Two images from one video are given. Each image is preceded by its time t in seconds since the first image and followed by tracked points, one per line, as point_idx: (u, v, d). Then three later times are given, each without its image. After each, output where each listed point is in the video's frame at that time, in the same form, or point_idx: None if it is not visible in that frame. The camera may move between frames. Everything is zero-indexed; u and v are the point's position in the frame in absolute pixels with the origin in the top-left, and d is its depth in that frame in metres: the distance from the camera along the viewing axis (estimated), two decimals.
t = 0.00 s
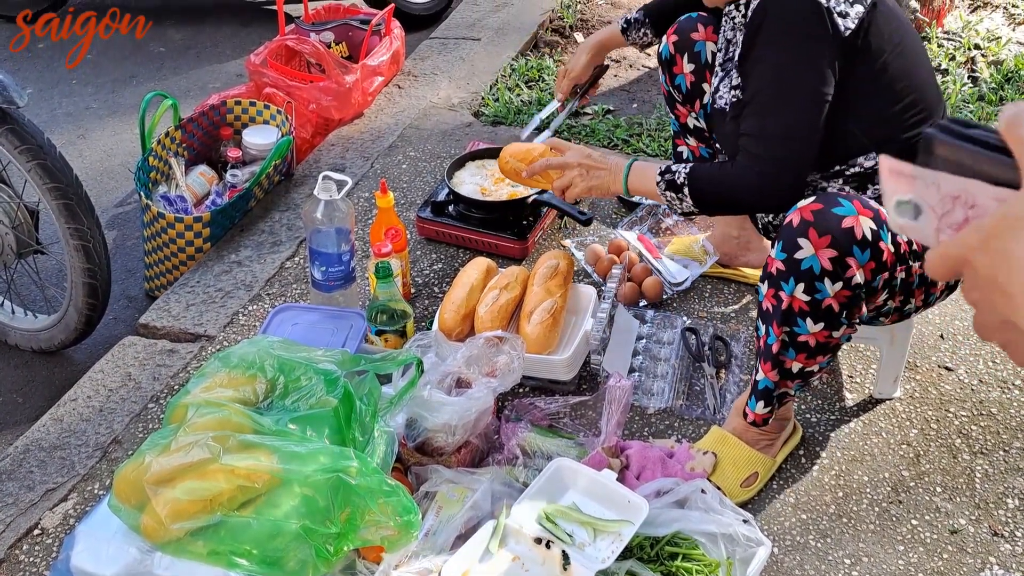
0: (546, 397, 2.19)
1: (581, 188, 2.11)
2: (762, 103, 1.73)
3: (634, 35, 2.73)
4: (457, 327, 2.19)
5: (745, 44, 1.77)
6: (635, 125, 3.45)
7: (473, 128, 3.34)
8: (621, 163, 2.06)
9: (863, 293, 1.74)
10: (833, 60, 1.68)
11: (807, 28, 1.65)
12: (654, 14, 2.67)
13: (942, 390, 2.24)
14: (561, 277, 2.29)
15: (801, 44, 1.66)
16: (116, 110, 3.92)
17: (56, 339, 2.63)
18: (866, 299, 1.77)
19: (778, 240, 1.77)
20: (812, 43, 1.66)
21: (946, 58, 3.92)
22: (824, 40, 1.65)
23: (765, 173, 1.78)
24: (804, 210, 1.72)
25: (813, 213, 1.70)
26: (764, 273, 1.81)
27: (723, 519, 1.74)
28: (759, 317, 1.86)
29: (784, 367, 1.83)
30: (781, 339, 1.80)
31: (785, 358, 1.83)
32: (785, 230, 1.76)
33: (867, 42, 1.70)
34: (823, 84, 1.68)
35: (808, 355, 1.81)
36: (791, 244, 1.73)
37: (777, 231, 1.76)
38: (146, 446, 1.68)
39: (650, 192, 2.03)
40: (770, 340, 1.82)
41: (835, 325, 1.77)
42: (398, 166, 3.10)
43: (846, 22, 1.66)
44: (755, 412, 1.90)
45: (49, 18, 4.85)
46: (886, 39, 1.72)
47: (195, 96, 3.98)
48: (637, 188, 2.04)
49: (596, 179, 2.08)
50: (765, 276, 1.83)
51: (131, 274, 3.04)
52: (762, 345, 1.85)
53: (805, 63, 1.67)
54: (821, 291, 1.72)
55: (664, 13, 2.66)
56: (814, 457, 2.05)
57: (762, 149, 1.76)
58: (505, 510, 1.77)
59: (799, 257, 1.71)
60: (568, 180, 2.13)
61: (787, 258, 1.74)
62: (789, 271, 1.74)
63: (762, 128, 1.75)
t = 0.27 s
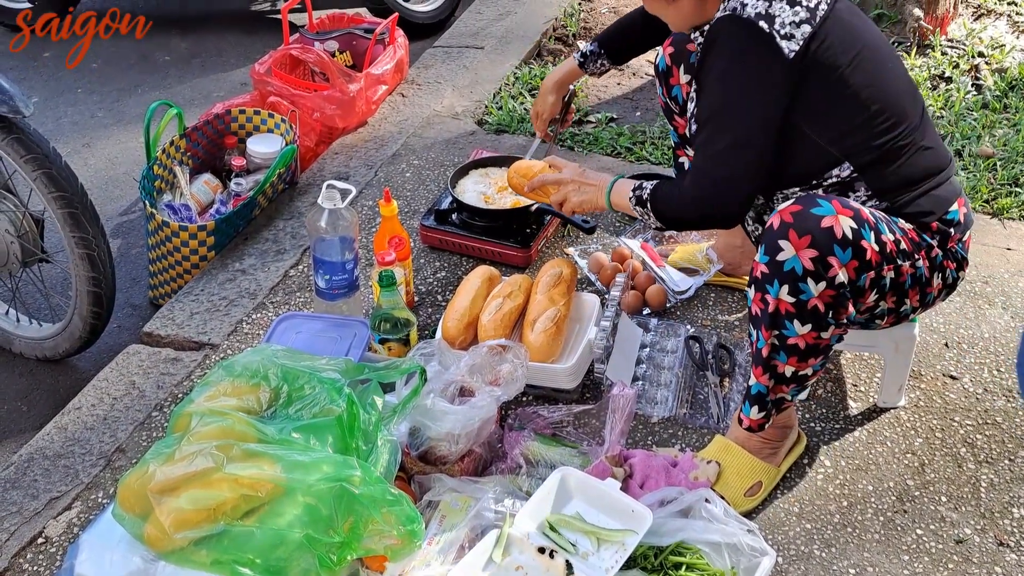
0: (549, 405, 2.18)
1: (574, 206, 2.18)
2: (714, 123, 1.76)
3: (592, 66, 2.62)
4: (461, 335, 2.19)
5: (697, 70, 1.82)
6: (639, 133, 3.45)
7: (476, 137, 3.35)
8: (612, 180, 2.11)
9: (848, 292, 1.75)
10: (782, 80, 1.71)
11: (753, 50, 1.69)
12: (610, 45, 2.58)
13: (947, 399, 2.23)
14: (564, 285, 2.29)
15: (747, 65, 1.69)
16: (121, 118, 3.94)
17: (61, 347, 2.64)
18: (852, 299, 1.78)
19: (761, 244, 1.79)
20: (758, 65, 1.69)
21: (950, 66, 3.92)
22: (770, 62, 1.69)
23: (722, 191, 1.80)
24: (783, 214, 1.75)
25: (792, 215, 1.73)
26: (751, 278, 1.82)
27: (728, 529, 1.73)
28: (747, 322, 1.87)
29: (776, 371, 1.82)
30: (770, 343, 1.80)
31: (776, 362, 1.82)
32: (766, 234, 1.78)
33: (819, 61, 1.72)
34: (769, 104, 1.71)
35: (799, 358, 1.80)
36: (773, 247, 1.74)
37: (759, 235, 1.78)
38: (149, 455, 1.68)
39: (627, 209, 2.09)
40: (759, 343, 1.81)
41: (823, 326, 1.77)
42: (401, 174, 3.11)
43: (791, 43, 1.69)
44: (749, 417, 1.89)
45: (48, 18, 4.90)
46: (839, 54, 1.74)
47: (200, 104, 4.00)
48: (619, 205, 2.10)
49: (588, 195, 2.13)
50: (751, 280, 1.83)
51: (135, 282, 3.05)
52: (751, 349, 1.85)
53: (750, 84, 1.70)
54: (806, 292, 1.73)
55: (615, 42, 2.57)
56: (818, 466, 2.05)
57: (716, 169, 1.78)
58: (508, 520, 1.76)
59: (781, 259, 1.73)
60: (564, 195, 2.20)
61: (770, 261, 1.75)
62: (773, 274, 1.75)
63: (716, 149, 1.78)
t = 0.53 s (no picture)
0: (552, 411, 2.18)
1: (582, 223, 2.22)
2: (701, 138, 1.83)
3: (601, 81, 2.61)
4: (464, 341, 2.19)
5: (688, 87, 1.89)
6: (643, 140, 3.46)
7: (480, 142, 3.36)
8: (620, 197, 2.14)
9: (842, 296, 1.75)
10: (765, 95, 1.76)
11: (736, 67, 1.75)
12: (623, 61, 2.56)
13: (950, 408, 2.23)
14: (567, 292, 2.29)
15: (730, 84, 1.76)
16: (126, 122, 3.95)
17: (64, 350, 2.64)
18: (847, 303, 1.77)
19: (754, 248, 1.79)
20: (742, 81, 1.75)
21: (955, 74, 3.93)
22: (753, 78, 1.75)
23: (712, 203, 1.86)
24: (775, 218, 1.75)
25: (784, 219, 1.73)
26: (745, 282, 1.82)
27: (730, 537, 1.73)
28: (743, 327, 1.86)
29: (771, 375, 1.82)
30: (764, 348, 1.79)
31: (772, 366, 1.81)
32: (758, 239, 1.78)
33: (804, 75, 1.77)
34: (754, 121, 1.77)
35: (795, 363, 1.80)
36: (765, 251, 1.75)
37: (753, 240, 1.78)
38: (152, 459, 1.68)
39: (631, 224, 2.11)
40: (753, 348, 1.81)
41: (817, 330, 1.76)
42: (405, 179, 3.11)
43: (773, 61, 1.75)
44: (739, 419, 1.87)
45: (48, 17, 4.93)
46: (825, 68, 1.78)
47: (204, 108, 4.01)
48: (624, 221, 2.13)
49: (597, 214, 2.16)
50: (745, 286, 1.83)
51: (139, 286, 3.05)
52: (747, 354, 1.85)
53: (733, 101, 1.76)
54: (799, 295, 1.73)
55: (629, 60, 2.56)
56: (821, 474, 2.05)
57: (706, 182, 1.84)
58: (510, 526, 1.76)
59: (773, 263, 1.73)
60: (572, 212, 2.22)
61: (763, 266, 1.75)
62: (766, 278, 1.75)
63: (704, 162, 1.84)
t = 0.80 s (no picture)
0: (556, 414, 2.18)
1: (581, 229, 2.23)
2: (707, 140, 1.83)
3: (621, 84, 2.60)
4: (468, 342, 2.19)
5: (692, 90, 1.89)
6: (647, 142, 3.46)
7: (485, 144, 3.36)
8: (619, 205, 2.16)
9: (847, 298, 1.74)
10: (769, 96, 1.77)
11: (739, 69, 1.76)
12: (646, 66, 2.57)
13: (954, 411, 2.22)
14: (572, 294, 2.30)
15: (734, 85, 1.76)
16: (131, 123, 3.96)
17: (69, 351, 2.65)
18: (852, 305, 1.76)
19: (760, 250, 1.79)
20: (745, 83, 1.76)
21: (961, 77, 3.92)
22: (756, 79, 1.76)
23: (719, 204, 1.86)
24: (781, 220, 1.75)
25: (789, 221, 1.73)
26: (751, 285, 1.82)
27: (734, 539, 1.73)
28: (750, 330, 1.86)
29: (776, 378, 1.81)
30: (770, 350, 1.79)
31: (777, 369, 1.81)
32: (764, 241, 1.78)
33: (807, 76, 1.78)
34: (758, 123, 1.77)
35: (801, 365, 1.79)
36: (771, 253, 1.75)
37: (758, 242, 1.78)
38: (156, 460, 1.69)
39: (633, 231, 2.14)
40: (759, 350, 1.81)
41: (822, 332, 1.76)
42: (410, 181, 3.11)
43: (776, 62, 1.75)
44: (749, 424, 1.87)
45: (49, 17, 4.94)
46: (828, 70, 1.78)
47: (209, 110, 4.02)
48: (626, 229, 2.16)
49: (597, 223, 2.19)
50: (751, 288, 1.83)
51: (144, 287, 3.06)
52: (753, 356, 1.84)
53: (737, 103, 1.77)
54: (804, 297, 1.73)
55: (652, 66, 2.57)
56: (825, 477, 2.04)
57: (712, 185, 1.85)
58: (513, 528, 1.76)
59: (778, 265, 1.73)
60: (572, 220, 2.24)
61: (768, 268, 1.75)
62: (772, 280, 1.75)
63: (710, 165, 1.84)
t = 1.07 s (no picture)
0: (558, 414, 2.18)
1: (597, 229, 2.24)
2: (711, 142, 1.83)
3: (602, 87, 2.60)
4: (470, 343, 2.19)
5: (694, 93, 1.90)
6: (650, 143, 3.46)
7: (488, 145, 3.36)
8: (637, 205, 2.17)
9: (846, 297, 1.74)
10: (771, 97, 1.77)
11: (740, 70, 1.76)
12: (626, 66, 2.55)
13: (956, 412, 2.22)
14: (574, 294, 2.30)
15: (735, 88, 1.77)
16: (133, 124, 3.96)
17: (72, 351, 2.65)
18: (852, 304, 1.76)
19: (759, 250, 1.79)
20: (747, 84, 1.76)
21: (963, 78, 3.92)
22: (757, 81, 1.76)
23: (727, 207, 1.87)
24: (781, 219, 1.75)
25: (788, 221, 1.73)
26: (750, 284, 1.82)
27: (737, 540, 1.73)
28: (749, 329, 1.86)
29: (776, 377, 1.81)
30: (769, 349, 1.79)
31: (777, 368, 1.81)
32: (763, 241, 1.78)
33: (807, 76, 1.77)
34: (760, 125, 1.78)
35: (801, 364, 1.79)
36: (770, 252, 1.75)
37: (757, 242, 1.78)
38: (159, 459, 1.69)
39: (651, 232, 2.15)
40: (759, 350, 1.81)
41: (822, 331, 1.76)
42: (412, 182, 3.12)
43: (777, 63, 1.76)
44: (745, 422, 1.88)
45: (49, 18, 4.96)
46: (828, 70, 1.78)
47: (212, 110, 4.03)
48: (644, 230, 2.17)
49: (615, 224, 2.20)
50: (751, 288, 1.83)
51: (146, 287, 3.06)
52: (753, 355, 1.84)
53: (739, 106, 1.77)
54: (804, 296, 1.73)
55: (632, 66, 2.55)
56: (828, 478, 2.04)
57: (720, 189, 1.86)
58: (515, 528, 1.76)
59: (778, 264, 1.73)
60: (589, 220, 2.24)
61: (767, 267, 1.75)
62: (771, 280, 1.75)
63: (715, 167, 1.85)
